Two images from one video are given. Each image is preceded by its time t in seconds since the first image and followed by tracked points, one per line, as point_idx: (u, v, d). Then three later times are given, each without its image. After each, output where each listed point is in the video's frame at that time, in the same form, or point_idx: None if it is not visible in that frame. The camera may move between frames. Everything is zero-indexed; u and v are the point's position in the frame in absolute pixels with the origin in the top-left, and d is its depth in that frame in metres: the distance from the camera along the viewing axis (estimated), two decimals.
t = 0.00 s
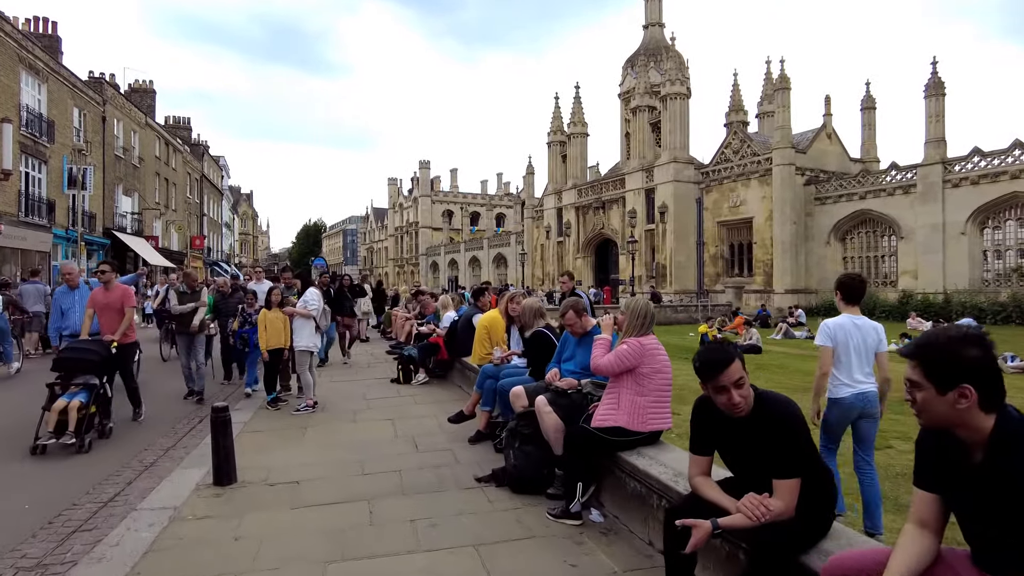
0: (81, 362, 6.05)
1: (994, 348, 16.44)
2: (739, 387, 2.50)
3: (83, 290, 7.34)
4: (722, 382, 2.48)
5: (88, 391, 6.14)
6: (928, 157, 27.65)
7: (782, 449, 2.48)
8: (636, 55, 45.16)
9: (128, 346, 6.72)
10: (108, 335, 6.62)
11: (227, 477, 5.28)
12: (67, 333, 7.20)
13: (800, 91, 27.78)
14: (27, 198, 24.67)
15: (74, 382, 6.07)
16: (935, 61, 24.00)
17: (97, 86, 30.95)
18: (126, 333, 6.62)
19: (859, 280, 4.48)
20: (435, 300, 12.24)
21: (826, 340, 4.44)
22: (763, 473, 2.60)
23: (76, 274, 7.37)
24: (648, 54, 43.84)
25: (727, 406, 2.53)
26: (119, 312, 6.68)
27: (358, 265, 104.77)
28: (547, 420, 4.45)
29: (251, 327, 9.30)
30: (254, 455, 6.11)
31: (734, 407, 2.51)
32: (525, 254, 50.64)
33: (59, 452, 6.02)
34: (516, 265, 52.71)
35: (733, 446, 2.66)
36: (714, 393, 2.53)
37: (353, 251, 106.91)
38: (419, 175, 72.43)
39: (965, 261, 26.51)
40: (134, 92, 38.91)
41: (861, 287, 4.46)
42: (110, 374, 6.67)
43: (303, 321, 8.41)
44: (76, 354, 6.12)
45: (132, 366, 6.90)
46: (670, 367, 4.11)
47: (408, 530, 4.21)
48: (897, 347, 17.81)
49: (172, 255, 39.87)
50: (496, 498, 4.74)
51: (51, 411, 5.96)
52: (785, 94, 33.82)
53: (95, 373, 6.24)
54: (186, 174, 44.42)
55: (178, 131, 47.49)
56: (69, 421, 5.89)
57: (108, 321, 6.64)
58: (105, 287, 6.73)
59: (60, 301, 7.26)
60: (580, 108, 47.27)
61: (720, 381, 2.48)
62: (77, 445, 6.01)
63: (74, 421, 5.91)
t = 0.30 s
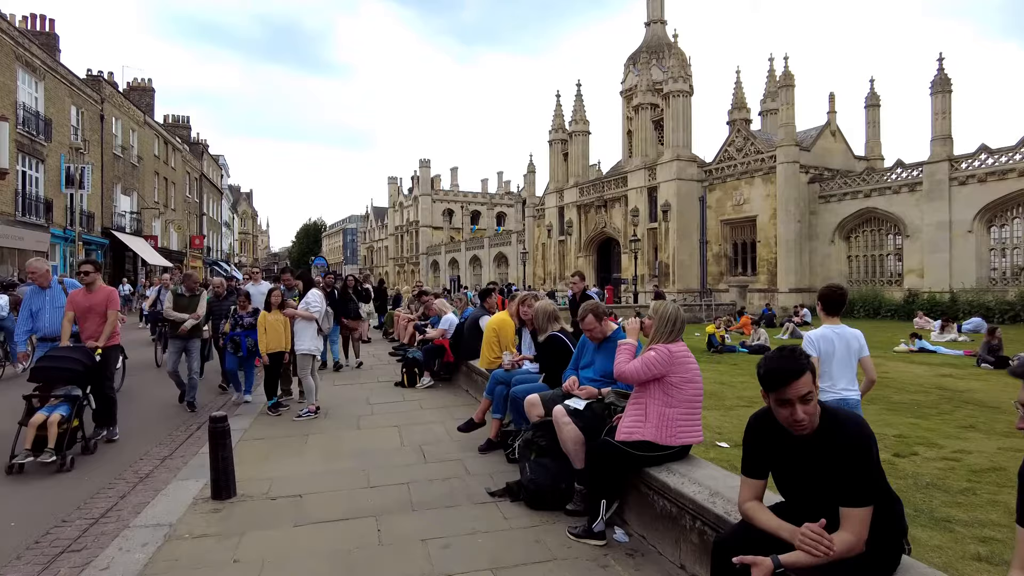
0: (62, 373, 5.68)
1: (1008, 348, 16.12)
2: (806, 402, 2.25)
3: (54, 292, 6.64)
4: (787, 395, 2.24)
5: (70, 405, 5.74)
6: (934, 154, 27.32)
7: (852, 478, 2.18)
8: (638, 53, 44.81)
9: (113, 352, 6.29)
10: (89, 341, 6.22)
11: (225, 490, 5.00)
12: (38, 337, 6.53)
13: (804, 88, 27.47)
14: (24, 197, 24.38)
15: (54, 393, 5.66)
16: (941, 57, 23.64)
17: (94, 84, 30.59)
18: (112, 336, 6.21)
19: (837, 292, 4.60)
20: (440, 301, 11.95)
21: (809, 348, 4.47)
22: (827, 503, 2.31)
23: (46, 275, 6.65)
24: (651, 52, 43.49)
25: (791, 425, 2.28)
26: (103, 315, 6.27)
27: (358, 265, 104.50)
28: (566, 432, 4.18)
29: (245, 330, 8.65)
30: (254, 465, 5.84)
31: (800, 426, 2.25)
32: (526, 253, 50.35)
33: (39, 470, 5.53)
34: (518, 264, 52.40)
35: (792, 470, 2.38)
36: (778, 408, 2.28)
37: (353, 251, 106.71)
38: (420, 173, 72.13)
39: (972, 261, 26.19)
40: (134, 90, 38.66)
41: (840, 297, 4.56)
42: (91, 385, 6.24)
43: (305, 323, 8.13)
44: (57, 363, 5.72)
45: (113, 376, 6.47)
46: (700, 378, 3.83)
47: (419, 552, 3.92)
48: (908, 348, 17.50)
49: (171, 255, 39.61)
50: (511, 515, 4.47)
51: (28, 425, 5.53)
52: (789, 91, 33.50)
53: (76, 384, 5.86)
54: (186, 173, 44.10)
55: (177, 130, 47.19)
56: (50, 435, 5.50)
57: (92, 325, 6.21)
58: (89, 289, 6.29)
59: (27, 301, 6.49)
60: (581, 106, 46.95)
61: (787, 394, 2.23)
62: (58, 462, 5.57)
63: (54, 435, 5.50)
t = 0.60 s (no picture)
0: (43, 379, 5.27)
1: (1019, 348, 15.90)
2: (902, 388, 2.05)
3: (33, 294, 6.19)
4: (882, 378, 2.05)
5: (52, 418, 5.26)
6: (939, 152, 27.04)
7: (944, 488, 1.95)
8: (640, 51, 44.55)
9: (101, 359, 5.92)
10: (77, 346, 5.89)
11: (227, 499, 4.75)
12: (13, 344, 6.13)
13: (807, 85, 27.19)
14: (22, 196, 24.13)
15: (34, 403, 5.22)
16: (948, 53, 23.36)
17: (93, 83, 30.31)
18: (101, 342, 5.86)
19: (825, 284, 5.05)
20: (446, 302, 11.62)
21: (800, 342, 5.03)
22: (903, 514, 2.08)
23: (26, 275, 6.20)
24: (653, 50, 43.22)
25: (878, 418, 2.08)
26: (91, 320, 5.92)
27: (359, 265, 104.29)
28: (587, 438, 3.95)
29: (237, 336, 7.98)
30: (255, 472, 5.58)
31: (890, 419, 2.06)
32: (527, 253, 50.09)
33: (17, 488, 5.10)
34: (519, 264, 52.13)
35: (867, 475, 2.16)
36: (867, 393, 2.09)
37: (353, 251, 106.48)
38: (420, 173, 71.86)
39: (978, 260, 25.93)
40: (133, 90, 38.40)
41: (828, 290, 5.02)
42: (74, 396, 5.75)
43: (308, 325, 7.88)
44: (39, 370, 5.28)
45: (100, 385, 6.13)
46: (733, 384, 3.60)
47: (432, 568, 3.66)
48: (918, 348, 17.25)
49: (170, 255, 39.35)
50: (528, 526, 4.22)
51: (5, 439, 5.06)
52: (793, 90, 33.23)
53: (59, 394, 5.41)
54: (185, 173, 43.78)
55: (176, 130, 46.94)
56: (29, 449, 5.04)
57: (81, 330, 5.87)
58: (76, 292, 5.94)
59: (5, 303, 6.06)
60: (583, 105, 46.66)
61: (880, 376, 2.04)
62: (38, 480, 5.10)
63: (35, 449, 5.05)
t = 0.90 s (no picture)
0: (19, 392, 4.74)
1: None
2: None
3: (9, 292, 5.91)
4: (1004, 375, 1.86)
5: (26, 435, 4.73)
6: (946, 151, 26.71)
7: None
8: (642, 50, 44.25)
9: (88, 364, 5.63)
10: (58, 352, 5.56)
11: (225, 514, 4.47)
12: None
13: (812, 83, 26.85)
14: (20, 195, 23.84)
15: (8, 418, 4.69)
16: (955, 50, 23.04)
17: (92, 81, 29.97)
18: (87, 347, 5.55)
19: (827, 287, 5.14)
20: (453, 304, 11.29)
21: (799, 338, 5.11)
22: (1011, 536, 1.86)
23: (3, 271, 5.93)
24: (655, 49, 42.90)
25: (994, 421, 1.88)
26: (76, 324, 5.61)
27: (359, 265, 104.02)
28: (612, 451, 3.65)
29: (232, 340, 7.50)
30: (256, 483, 5.31)
31: (1009, 422, 1.86)
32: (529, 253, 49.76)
33: None
34: (521, 264, 51.79)
35: (972, 496, 1.91)
36: (984, 390, 1.89)
37: (354, 251, 106.16)
38: (421, 173, 71.56)
39: (985, 259, 25.60)
40: (132, 89, 38.09)
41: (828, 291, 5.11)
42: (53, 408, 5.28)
43: (310, 327, 7.58)
44: (16, 381, 4.78)
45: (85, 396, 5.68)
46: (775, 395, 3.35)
47: None
48: (928, 348, 16.96)
49: (170, 254, 39.01)
50: (548, 545, 3.93)
51: None
52: (797, 88, 32.91)
53: (36, 407, 4.90)
54: (184, 172, 43.42)
55: (176, 129, 46.66)
56: None
57: (65, 334, 5.59)
58: (63, 292, 5.65)
59: None
60: (585, 104, 46.34)
61: (1004, 371, 1.86)
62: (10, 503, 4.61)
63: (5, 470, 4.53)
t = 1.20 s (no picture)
0: None
1: None
2: None
3: None
4: None
5: None
6: (952, 150, 26.44)
7: None
8: (645, 49, 44.01)
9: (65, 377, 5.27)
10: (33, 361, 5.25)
11: (221, 529, 4.20)
12: None
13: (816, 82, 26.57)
14: (17, 194, 23.54)
15: None
16: (962, 48, 22.79)
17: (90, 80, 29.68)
18: (64, 358, 5.20)
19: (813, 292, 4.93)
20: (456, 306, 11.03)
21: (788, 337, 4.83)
22: None
23: None
24: (657, 48, 42.63)
25: None
26: (51, 330, 5.30)
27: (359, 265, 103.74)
28: (638, 465, 3.37)
29: (232, 346, 7.13)
30: (255, 494, 5.06)
31: None
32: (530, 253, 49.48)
33: None
34: (522, 264, 51.50)
35: None
36: None
37: (354, 250, 105.86)
38: (421, 173, 71.30)
39: (991, 259, 25.32)
40: (132, 87, 37.83)
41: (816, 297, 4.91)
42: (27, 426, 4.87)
43: (312, 329, 7.31)
44: None
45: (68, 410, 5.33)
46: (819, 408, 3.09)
47: None
48: (938, 350, 16.67)
49: (169, 254, 38.72)
50: (569, 564, 3.66)
51: None
52: (801, 87, 32.64)
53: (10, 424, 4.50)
54: (184, 172, 43.16)
55: (176, 128, 46.39)
56: None
57: (40, 341, 5.28)
58: (38, 297, 5.34)
59: None
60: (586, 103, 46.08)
61: None
62: None
63: None
